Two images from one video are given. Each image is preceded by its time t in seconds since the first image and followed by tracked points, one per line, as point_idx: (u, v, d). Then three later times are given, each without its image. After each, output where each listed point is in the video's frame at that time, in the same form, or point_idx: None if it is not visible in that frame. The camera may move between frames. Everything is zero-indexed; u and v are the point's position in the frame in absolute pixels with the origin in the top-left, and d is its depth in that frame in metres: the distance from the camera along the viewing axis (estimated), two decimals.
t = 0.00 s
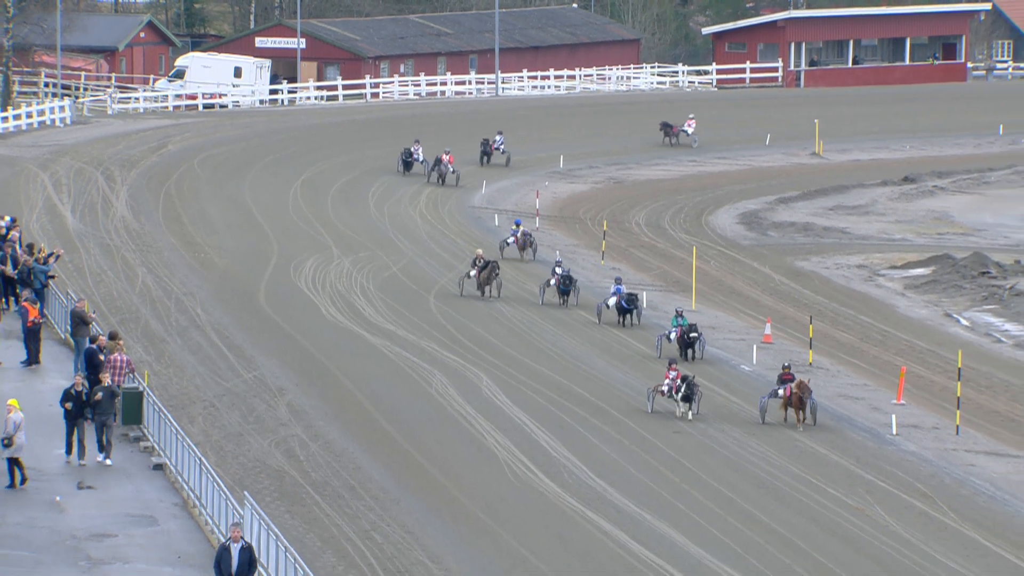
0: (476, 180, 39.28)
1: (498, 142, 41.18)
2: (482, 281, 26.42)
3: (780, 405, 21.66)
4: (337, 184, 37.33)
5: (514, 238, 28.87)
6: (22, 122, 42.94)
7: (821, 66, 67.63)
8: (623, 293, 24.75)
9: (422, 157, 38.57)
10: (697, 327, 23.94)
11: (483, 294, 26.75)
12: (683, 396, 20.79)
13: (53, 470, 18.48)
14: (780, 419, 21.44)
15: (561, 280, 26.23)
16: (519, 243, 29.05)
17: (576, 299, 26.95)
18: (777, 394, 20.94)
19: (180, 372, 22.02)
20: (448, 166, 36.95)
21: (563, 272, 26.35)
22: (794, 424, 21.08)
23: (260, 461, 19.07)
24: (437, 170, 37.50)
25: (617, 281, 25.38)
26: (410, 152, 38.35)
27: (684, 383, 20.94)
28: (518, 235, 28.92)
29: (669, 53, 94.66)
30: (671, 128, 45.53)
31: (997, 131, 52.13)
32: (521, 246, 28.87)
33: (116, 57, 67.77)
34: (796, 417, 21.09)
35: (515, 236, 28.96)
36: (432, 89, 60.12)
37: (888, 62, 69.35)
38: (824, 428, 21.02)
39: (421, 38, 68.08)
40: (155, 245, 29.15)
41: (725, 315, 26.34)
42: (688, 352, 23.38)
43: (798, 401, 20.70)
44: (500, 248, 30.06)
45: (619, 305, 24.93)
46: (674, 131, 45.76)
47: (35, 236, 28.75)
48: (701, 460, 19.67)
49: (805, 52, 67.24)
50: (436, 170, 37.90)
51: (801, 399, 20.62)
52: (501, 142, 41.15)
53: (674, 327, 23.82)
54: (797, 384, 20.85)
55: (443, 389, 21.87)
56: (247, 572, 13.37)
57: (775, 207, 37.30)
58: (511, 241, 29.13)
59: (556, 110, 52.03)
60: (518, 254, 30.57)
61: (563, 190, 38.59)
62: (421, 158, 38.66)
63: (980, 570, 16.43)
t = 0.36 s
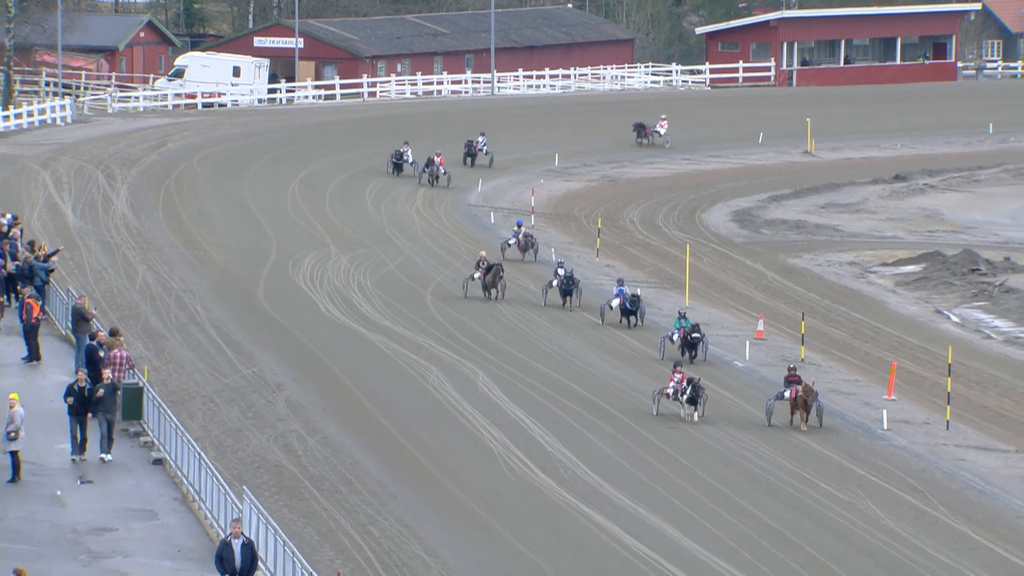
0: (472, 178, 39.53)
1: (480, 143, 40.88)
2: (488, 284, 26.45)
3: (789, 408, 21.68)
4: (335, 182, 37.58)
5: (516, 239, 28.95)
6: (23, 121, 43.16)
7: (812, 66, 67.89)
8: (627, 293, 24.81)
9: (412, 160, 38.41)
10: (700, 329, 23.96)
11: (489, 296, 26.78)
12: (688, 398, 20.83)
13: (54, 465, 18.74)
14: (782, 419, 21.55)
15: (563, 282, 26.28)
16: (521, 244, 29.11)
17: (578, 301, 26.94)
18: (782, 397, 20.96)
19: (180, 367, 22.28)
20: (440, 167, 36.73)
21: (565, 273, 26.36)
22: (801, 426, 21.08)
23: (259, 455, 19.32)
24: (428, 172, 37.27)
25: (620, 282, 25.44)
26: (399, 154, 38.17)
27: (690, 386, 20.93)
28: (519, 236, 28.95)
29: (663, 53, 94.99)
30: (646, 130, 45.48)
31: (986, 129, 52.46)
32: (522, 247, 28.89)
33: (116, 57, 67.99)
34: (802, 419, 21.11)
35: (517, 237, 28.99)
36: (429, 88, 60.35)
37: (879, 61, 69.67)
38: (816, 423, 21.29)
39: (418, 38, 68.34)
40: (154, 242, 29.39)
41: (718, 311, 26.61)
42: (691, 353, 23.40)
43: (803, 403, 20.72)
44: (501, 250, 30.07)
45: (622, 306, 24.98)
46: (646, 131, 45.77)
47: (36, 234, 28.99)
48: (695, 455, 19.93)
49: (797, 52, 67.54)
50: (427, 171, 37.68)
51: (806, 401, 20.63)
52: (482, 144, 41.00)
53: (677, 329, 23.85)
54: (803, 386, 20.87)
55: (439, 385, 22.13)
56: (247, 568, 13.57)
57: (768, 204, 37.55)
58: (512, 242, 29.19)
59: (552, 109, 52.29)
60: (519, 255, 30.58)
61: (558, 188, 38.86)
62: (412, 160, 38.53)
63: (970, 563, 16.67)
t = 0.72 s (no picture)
0: (464, 176, 39.82)
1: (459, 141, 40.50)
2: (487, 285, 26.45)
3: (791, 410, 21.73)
4: (329, 180, 37.87)
5: (513, 240, 29.01)
6: (20, 120, 43.43)
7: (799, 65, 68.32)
8: (625, 294, 24.91)
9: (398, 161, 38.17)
10: (698, 330, 24.06)
11: (489, 297, 26.79)
12: (689, 401, 20.85)
13: (50, 459, 19.02)
14: (768, 413, 21.85)
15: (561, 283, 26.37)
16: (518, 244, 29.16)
17: (577, 302, 26.97)
18: (782, 399, 21.00)
19: (175, 363, 22.56)
20: (429, 168, 36.53)
21: (564, 275, 26.41)
22: (801, 429, 21.09)
23: (253, 450, 19.60)
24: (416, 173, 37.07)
25: (619, 283, 25.55)
26: (386, 154, 37.93)
27: (691, 388, 20.96)
28: (516, 238, 29.01)
29: (652, 53, 95.35)
30: (612, 129, 45.18)
31: (971, 128, 52.85)
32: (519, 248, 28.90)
33: (112, 57, 68.25)
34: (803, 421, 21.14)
35: (514, 238, 29.02)
36: (421, 88, 60.64)
37: (865, 61, 69.93)
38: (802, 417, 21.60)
39: (410, 38, 68.59)
40: (150, 239, 29.66)
41: (706, 308, 26.92)
42: (689, 354, 23.47)
43: (804, 405, 20.78)
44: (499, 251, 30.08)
45: (621, 307, 25.07)
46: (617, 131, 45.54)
47: (33, 231, 29.27)
48: (683, 449, 20.23)
49: (784, 52, 67.93)
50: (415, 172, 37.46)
51: (806, 402, 20.66)
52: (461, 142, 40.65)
53: (674, 330, 23.96)
54: (803, 388, 20.91)
55: (431, 380, 22.42)
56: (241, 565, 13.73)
57: (755, 202, 37.86)
58: (510, 243, 29.19)
59: (543, 108, 52.60)
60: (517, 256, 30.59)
61: (549, 186, 39.15)
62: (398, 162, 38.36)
63: (953, 555, 16.94)
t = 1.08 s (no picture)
0: (454, 173, 40.12)
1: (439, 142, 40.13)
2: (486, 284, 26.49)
3: (778, 404, 22.00)
4: (321, 176, 38.15)
5: (509, 239, 28.98)
6: (16, 117, 43.69)
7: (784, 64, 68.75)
8: (622, 293, 24.96)
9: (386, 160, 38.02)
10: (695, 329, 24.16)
11: (487, 297, 26.83)
12: (688, 402, 20.87)
13: (46, 452, 19.31)
14: (752, 405, 22.17)
15: (558, 283, 26.46)
16: (513, 245, 29.18)
17: (574, 302, 27.00)
18: (781, 399, 21.02)
19: (169, 357, 22.84)
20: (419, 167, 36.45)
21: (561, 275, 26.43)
22: (799, 429, 21.11)
23: (246, 443, 19.88)
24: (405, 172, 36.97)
25: (616, 282, 25.61)
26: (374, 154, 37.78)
27: (691, 390, 20.97)
28: (512, 237, 28.99)
29: (641, 52, 95.73)
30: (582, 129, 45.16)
31: (955, 125, 53.27)
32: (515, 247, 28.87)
33: (107, 55, 68.54)
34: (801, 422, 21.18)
35: (510, 237, 29.00)
36: (412, 86, 60.97)
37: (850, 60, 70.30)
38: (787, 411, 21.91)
39: (401, 37, 68.90)
40: (145, 235, 29.94)
41: (693, 303, 27.25)
42: (685, 354, 23.55)
43: (803, 405, 20.81)
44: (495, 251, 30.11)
45: (618, 306, 25.12)
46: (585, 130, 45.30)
47: (29, 227, 29.53)
48: (670, 442, 20.53)
49: (770, 51, 68.34)
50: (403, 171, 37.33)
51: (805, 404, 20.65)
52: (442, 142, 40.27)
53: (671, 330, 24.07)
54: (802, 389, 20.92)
55: (422, 374, 22.71)
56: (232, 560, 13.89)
57: (742, 199, 38.18)
58: (505, 243, 29.17)
59: (533, 105, 52.94)
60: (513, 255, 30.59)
61: (538, 183, 39.46)
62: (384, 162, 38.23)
63: (937, 546, 17.23)
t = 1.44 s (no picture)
0: (443, 169, 40.47)
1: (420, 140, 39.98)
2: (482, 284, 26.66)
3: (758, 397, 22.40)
4: (311, 173, 38.48)
5: (501, 239, 29.04)
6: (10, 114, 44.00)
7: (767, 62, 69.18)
8: (616, 293, 25.07)
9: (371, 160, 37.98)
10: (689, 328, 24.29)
11: (483, 297, 27.00)
12: (685, 403, 21.02)
13: (40, 444, 19.64)
14: (734, 398, 22.52)
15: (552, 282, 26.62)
16: (506, 244, 29.21)
17: (567, 301, 27.16)
18: (776, 399, 21.14)
19: (162, 351, 23.17)
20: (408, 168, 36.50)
21: (555, 274, 26.55)
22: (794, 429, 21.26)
23: (238, 435, 20.22)
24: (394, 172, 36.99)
25: (609, 281, 25.75)
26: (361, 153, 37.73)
27: (687, 390, 21.11)
28: (504, 237, 29.07)
29: (627, 50, 96.11)
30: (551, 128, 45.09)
31: (935, 122, 53.73)
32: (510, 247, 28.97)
33: (100, 54, 68.83)
34: (795, 422, 21.33)
35: (503, 237, 29.07)
36: (400, 84, 61.31)
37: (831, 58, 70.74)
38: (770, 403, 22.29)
39: (390, 35, 69.19)
40: (137, 231, 30.26)
41: (677, 297, 27.62)
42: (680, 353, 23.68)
43: (797, 405, 20.93)
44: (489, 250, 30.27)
45: (612, 305, 25.25)
46: (554, 130, 45.23)
47: (23, 223, 29.83)
48: (655, 435, 20.89)
49: (753, 49, 68.76)
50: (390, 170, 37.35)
51: (800, 404, 20.77)
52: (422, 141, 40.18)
53: (666, 328, 24.20)
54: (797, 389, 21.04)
55: (411, 368, 23.06)
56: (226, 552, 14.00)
57: (725, 195, 38.56)
58: (498, 242, 29.23)
59: (520, 103, 53.32)
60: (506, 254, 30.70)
61: (525, 179, 39.83)
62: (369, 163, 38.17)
63: (917, 537, 17.59)
